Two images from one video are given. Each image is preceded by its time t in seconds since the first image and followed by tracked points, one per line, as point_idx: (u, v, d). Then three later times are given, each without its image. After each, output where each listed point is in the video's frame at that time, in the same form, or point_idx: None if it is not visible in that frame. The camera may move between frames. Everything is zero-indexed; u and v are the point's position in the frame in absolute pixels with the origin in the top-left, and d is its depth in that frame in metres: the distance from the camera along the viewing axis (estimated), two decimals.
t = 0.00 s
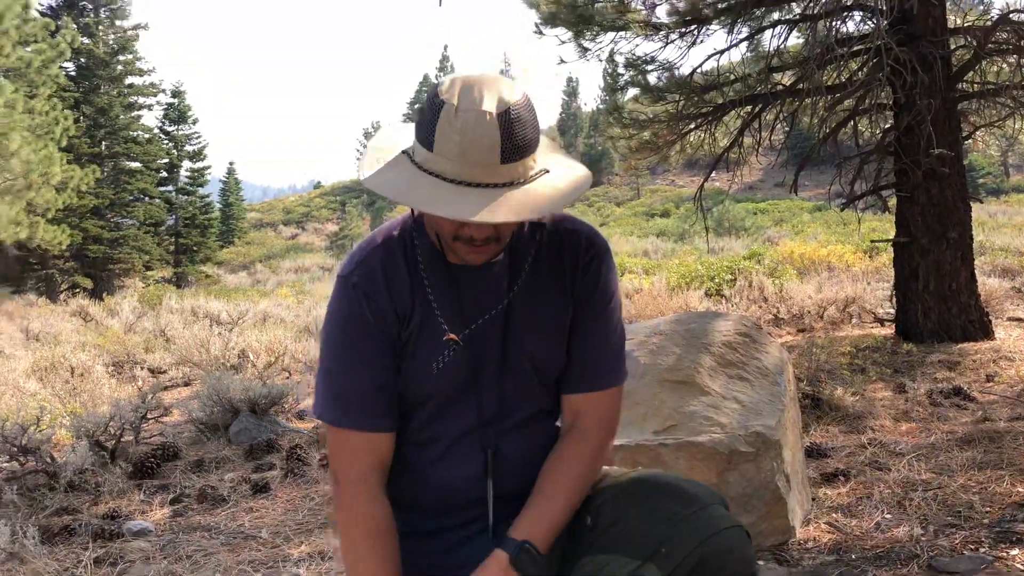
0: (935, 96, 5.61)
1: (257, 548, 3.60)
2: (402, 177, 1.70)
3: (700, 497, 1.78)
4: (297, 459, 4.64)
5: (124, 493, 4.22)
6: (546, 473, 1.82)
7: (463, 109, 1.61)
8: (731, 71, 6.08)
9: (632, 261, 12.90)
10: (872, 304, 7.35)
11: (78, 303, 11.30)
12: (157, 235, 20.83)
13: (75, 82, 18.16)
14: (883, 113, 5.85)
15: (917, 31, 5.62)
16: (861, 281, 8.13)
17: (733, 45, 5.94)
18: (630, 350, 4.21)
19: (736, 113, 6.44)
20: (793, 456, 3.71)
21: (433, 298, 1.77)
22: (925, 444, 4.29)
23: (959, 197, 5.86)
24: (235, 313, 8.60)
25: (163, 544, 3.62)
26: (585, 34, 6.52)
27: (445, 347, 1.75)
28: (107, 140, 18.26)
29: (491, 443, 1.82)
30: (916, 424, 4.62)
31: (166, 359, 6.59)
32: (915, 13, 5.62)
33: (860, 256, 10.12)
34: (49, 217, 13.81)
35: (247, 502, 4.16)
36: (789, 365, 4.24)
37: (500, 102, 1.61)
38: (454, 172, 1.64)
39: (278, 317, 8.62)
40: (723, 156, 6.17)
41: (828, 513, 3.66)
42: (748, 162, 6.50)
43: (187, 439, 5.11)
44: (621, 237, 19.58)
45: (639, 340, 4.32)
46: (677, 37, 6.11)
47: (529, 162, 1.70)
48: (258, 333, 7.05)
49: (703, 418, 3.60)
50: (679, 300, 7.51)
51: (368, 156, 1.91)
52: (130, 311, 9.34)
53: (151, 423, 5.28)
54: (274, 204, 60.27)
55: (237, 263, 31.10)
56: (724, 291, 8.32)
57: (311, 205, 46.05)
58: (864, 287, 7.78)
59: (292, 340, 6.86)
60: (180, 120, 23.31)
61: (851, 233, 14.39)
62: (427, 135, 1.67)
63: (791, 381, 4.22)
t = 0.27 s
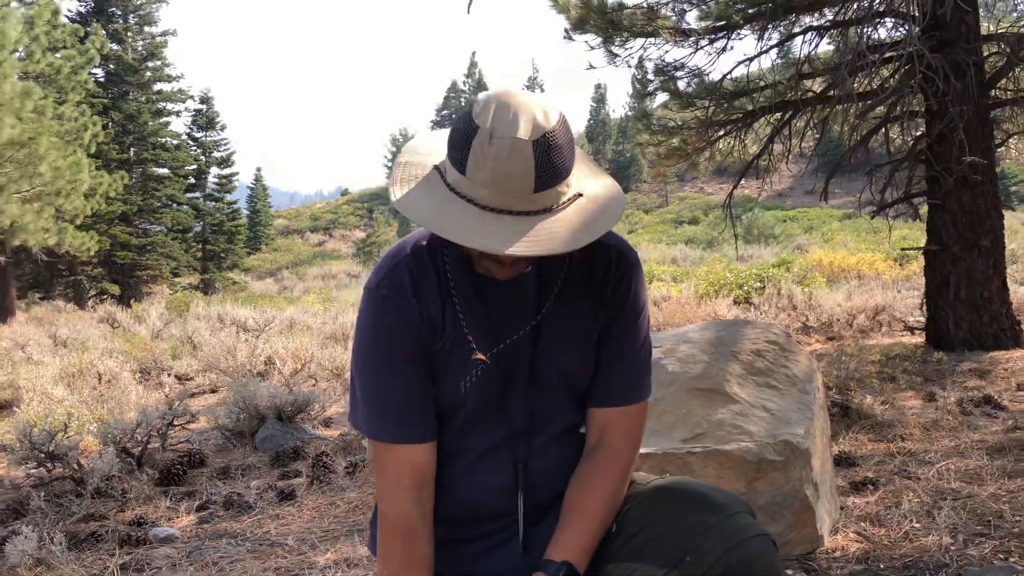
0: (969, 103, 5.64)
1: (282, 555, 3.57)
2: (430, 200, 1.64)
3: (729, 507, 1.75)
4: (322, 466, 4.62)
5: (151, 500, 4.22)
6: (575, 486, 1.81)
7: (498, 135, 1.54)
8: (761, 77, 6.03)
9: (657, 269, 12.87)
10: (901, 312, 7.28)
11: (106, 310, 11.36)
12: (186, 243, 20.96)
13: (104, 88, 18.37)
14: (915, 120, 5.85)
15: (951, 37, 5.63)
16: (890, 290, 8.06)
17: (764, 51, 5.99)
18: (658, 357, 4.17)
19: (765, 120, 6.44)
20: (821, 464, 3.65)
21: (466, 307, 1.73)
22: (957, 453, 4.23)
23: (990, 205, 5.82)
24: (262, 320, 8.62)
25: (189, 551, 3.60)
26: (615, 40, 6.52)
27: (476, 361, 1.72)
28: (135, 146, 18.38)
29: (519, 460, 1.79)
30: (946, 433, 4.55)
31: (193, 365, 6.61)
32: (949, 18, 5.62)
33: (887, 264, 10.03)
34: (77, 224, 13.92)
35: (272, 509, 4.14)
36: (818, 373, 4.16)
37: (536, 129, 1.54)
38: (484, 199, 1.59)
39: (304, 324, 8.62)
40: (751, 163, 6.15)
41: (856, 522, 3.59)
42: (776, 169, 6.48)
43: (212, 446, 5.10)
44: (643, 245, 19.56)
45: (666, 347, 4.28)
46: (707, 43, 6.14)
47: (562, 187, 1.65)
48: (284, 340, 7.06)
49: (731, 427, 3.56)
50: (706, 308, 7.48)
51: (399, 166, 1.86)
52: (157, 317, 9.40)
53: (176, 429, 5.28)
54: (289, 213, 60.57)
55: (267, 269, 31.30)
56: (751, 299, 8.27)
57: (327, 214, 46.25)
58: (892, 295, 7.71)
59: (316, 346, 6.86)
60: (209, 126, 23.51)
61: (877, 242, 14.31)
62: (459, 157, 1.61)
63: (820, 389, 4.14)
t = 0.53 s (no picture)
0: (967, 110, 5.66)
1: (279, 561, 3.56)
2: (458, 211, 1.65)
3: (727, 513, 1.75)
4: (319, 471, 4.61)
5: (148, 505, 4.20)
6: (569, 497, 1.82)
7: (531, 154, 1.54)
8: (760, 83, 6.00)
9: (655, 275, 12.87)
10: (899, 319, 7.29)
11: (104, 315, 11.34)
12: (184, 247, 20.95)
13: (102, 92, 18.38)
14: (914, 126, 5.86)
15: (949, 44, 5.65)
16: (888, 296, 8.07)
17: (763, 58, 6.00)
18: (656, 363, 4.17)
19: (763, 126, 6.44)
20: (819, 471, 3.65)
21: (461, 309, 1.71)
22: (954, 460, 4.23)
23: (988, 211, 5.84)
24: (260, 325, 8.61)
25: (186, 556, 3.59)
26: (613, 47, 6.53)
27: (469, 363, 1.70)
28: (132, 151, 18.43)
29: (509, 466, 1.77)
30: (943, 440, 4.55)
31: (190, 370, 6.60)
32: (947, 26, 5.64)
33: (885, 270, 10.05)
34: (75, 228, 13.92)
35: (269, 514, 4.13)
36: (816, 380, 4.16)
37: (570, 149, 1.55)
38: (517, 216, 1.60)
39: (302, 329, 8.62)
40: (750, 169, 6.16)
41: (854, 529, 3.59)
42: (774, 175, 6.49)
43: (210, 451, 5.09)
44: (642, 251, 19.58)
45: (665, 353, 4.28)
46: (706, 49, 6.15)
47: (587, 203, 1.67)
48: (282, 345, 7.05)
49: (729, 433, 3.55)
50: (704, 314, 7.49)
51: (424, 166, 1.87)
52: (154, 322, 9.38)
53: (174, 435, 5.27)
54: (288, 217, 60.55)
55: (266, 273, 31.29)
56: (750, 305, 8.27)
57: (325, 218, 46.26)
58: (890, 301, 7.73)
59: (315, 352, 6.85)
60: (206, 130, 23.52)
61: (875, 248, 14.33)
62: (488, 171, 1.60)
63: (818, 396, 4.13)
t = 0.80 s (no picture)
0: (976, 102, 5.62)
1: (288, 553, 3.58)
2: (466, 199, 1.64)
3: (733, 502, 1.78)
4: (327, 464, 4.62)
5: (157, 497, 4.22)
6: (577, 488, 1.82)
7: (540, 138, 1.55)
8: (768, 76, 6.04)
9: (662, 269, 12.84)
10: (908, 312, 7.26)
11: (112, 309, 11.38)
12: (191, 241, 21.00)
13: (108, 86, 18.39)
14: (923, 118, 5.83)
15: (959, 36, 5.60)
16: (896, 289, 8.04)
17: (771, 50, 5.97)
18: (663, 357, 4.16)
19: (772, 119, 6.42)
20: (826, 465, 3.64)
21: (475, 309, 1.71)
22: (963, 454, 4.22)
23: (997, 204, 5.80)
24: (267, 318, 8.63)
25: (195, 548, 3.61)
26: (620, 39, 6.51)
27: (486, 363, 1.71)
28: (139, 145, 18.45)
29: (524, 462, 1.78)
30: (952, 433, 4.54)
31: (198, 364, 6.62)
32: (957, 17, 5.60)
33: (894, 263, 10.00)
34: (83, 222, 13.96)
35: (277, 507, 4.14)
36: (824, 373, 4.15)
37: (576, 132, 1.56)
38: (528, 202, 1.60)
39: (309, 323, 8.64)
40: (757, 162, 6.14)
41: (862, 523, 3.58)
42: (782, 168, 6.46)
43: (218, 444, 5.10)
44: (649, 244, 19.53)
45: (672, 347, 4.27)
46: (714, 42, 6.12)
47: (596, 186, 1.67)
48: (290, 339, 7.07)
49: (737, 426, 3.55)
50: (712, 308, 7.47)
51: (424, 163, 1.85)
52: (162, 316, 9.41)
53: (182, 428, 5.29)
54: (294, 209, 60.67)
55: (272, 267, 31.38)
56: (758, 299, 8.25)
57: (332, 212, 46.28)
58: (899, 294, 7.70)
59: (322, 345, 6.86)
60: (212, 124, 23.53)
61: (884, 241, 14.27)
62: (495, 158, 1.60)
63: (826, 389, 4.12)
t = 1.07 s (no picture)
0: (977, 98, 5.62)
1: (290, 551, 3.58)
2: (473, 183, 1.63)
3: (738, 500, 1.79)
4: (329, 462, 4.62)
5: (158, 496, 4.22)
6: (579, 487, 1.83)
7: (550, 118, 1.59)
8: (769, 73, 6.05)
9: (664, 267, 12.84)
10: (909, 309, 7.26)
11: (113, 307, 11.39)
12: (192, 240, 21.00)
13: (109, 85, 18.39)
14: (924, 115, 5.83)
15: (961, 32, 5.60)
16: (897, 286, 8.04)
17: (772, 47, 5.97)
18: (665, 354, 4.16)
19: (772, 116, 6.42)
20: (828, 462, 3.64)
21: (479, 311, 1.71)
22: (964, 450, 4.22)
23: (998, 201, 5.80)
24: (268, 317, 8.63)
25: (196, 547, 3.61)
26: (621, 36, 6.51)
27: (491, 364, 1.72)
28: (141, 143, 18.44)
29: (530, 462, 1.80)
30: (953, 430, 4.54)
31: (200, 362, 6.63)
32: (958, 13, 5.60)
33: (895, 260, 10.00)
34: (84, 221, 13.96)
35: (279, 506, 4.14)
36: (825, 370, 4.15)
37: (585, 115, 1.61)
38: (538, 181, 1.60)
39: (310, 321, 8.64)
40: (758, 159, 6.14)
41: (864, 519, 3.59)
42: (783, 165, 6.46)
43: (219, 443, 5.10)
44: (649, 242, 19.52)
45: (674, 344, 4.27)
46: (715, 38, 6.12)
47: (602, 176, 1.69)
48: (291, 337, 7.08)
49: (738, 424, 3.55)
50: (713, 305, 7.47)
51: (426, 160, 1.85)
52: (163, 314, 9.41)
53: (183, 426, 5.29)
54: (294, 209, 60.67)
55: (273, 266, 31.39)
56: (759, 296, 8.25)
57: (332, 211, 46.29)
58: (900, 291, 7.70)
59: (323, 344, 6.86)
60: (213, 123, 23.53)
61: (885, 238, 14.26)
62: (504, 141, 1.63)
63: (828, 386, 4.12)
